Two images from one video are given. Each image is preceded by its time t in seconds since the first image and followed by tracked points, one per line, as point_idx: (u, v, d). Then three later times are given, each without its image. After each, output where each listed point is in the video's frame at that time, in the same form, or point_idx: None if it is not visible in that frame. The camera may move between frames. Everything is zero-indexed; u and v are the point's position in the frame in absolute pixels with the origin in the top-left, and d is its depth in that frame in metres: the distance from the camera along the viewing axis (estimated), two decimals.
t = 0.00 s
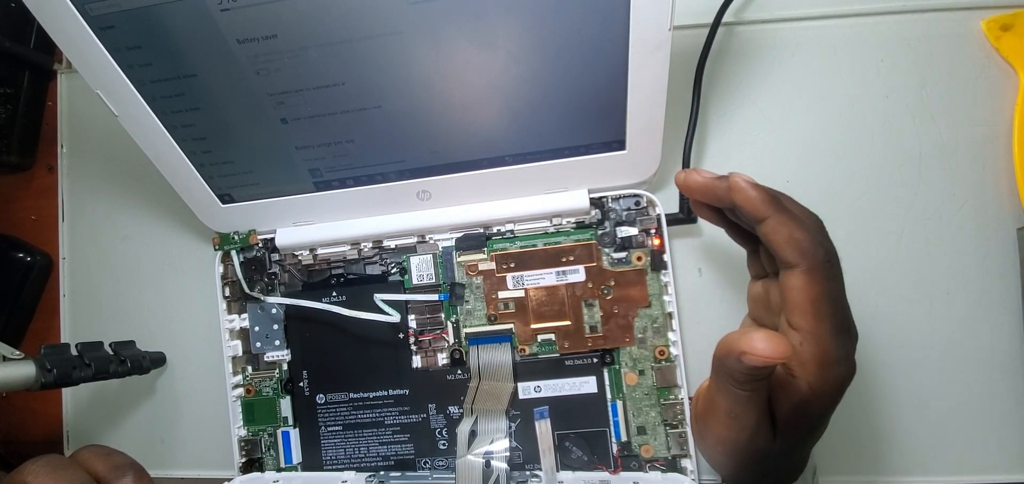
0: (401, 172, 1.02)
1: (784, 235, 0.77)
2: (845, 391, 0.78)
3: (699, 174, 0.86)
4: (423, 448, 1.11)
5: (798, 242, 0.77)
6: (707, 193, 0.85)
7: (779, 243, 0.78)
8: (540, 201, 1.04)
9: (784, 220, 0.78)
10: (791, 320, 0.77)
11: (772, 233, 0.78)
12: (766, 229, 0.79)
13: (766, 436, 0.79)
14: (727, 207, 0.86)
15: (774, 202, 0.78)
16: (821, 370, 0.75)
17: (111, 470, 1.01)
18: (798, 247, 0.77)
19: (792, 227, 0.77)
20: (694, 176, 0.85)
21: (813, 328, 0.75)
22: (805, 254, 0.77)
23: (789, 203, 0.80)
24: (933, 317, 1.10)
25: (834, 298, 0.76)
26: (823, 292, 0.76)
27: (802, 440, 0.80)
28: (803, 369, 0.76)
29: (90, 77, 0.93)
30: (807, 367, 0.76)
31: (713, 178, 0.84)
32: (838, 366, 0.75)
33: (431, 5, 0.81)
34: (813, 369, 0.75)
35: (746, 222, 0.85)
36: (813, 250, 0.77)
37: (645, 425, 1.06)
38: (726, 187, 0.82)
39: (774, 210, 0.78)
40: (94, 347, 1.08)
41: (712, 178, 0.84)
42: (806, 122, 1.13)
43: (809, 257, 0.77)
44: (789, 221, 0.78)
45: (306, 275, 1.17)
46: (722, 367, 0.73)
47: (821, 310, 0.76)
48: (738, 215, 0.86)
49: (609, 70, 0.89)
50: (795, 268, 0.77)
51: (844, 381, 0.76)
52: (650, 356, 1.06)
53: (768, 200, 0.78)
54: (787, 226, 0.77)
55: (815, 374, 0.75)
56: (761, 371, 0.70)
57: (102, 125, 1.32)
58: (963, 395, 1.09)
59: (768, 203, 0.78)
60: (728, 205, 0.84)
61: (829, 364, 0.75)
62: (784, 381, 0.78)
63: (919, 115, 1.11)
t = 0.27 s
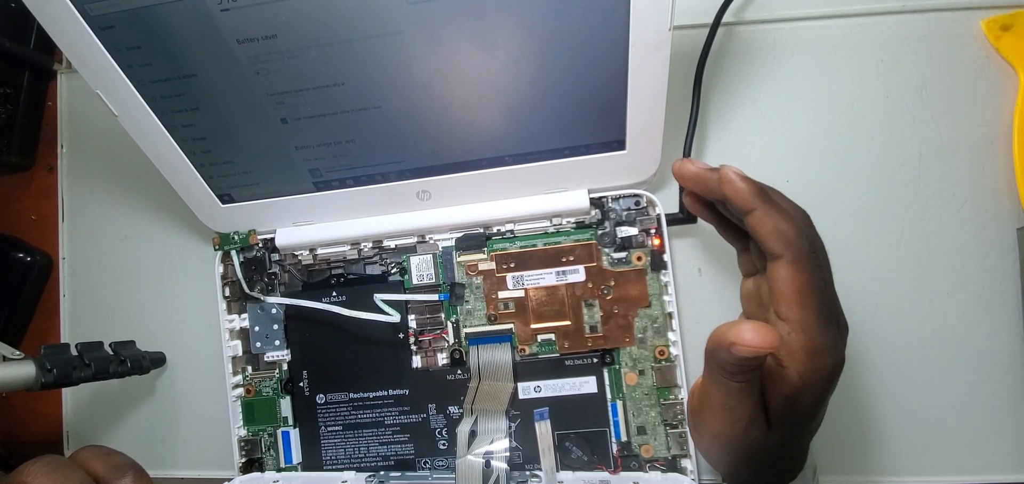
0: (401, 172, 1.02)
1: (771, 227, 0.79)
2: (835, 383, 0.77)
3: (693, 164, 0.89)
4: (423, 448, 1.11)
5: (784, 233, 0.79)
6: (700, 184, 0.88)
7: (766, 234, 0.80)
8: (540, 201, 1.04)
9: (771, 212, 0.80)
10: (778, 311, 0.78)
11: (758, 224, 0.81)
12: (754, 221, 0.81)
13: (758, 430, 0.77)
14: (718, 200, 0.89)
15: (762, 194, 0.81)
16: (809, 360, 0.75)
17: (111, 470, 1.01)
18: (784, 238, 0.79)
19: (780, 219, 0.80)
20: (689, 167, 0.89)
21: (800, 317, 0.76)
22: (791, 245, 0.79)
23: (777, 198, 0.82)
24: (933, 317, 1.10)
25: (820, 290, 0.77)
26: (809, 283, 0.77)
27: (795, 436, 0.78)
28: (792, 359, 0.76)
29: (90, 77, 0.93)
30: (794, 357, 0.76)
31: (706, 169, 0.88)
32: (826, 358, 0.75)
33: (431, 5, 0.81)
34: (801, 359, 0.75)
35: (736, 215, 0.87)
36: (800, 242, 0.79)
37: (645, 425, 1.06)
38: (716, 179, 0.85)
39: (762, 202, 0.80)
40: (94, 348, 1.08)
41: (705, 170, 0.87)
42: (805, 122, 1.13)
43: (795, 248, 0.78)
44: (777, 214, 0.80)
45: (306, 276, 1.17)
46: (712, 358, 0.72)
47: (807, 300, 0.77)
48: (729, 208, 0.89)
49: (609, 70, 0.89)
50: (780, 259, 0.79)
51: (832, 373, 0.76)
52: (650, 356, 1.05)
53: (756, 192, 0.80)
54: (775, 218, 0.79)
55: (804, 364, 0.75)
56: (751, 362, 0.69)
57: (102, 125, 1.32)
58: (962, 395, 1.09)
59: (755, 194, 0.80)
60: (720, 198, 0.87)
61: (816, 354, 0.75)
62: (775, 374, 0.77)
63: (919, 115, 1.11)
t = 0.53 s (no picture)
0: (401, 172, 1.02)
1: (766, 226, 0.79)
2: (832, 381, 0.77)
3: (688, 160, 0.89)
4: (423, 448, 1.11)
5: (780, 233, 0.79)
6: (695, 182, 0.87)
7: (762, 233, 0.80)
8: (540, 201, 1.04)
9: (766, 211, 0.80)
10: (775, 310, 0.78)
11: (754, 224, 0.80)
12: (750, 220, 0.81)
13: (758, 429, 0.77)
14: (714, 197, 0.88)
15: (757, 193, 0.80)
16: (806, 358, 0.74)
17: (111, 470, 1.01)
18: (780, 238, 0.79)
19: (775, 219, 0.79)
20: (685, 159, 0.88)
21: (796, 316, 0.76)
22: (787, 245, 0.78)
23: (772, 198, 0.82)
24: (933, 317, 1.10)
25: (816, 289, 0.77)
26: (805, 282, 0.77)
27: (794, 436, 0.78)
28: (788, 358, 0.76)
29: (90, 76, 0.93)
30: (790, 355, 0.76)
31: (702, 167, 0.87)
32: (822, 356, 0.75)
33: (431, 5, 0.81)
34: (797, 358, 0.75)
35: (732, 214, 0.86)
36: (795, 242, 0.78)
37: (645, 426, 1.06)
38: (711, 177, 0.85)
39: (757, 201, 0.80)
40: (94, 348, 1.08)
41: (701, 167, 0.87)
42: (805, 122, 1.13)
43: (790, 247, 0.78)
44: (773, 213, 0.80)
45: (306, 276, 1.17)
46: (711, 358, 0.72)
47: (803, 299, 0.76)
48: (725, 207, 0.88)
49: (609, 70, 0.89)
50: (776, 258, 0.79)
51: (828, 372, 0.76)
52: (650, 356, 1.05)
53: (751, 191, 0.80)
54: (771, 218, 0.79)
55: (800, 362, 0.75)
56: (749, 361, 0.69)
57: (102, 125, 1.32)
58: (963, 395, 1.09)
59: (751, 194, 0.80)
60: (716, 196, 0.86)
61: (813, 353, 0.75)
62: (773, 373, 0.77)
63: (918, 115, 1.11)
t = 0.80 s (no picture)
0: (401, 172, 1.02)
1: (747, 238, 0.77)
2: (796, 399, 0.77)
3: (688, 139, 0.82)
4: (423, 448, 1.11)
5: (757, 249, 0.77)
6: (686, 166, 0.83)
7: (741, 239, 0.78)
8: (540, 201, 1.04)
9: (746, 224, 0.77)
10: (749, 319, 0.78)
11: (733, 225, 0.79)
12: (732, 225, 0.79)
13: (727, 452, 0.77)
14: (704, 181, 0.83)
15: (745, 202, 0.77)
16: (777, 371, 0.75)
17: (110, 471, 1.01)
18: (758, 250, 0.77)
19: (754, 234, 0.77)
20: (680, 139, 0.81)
21: (766, 327, 0.76)
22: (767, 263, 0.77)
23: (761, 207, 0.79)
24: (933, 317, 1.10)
25: (792, 305, 0.76)
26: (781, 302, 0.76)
27: (766, 445, 0.78)
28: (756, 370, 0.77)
29: (90, 76, 0.93)
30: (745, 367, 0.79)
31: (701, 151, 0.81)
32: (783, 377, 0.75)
33: (431, 5, 0.81)
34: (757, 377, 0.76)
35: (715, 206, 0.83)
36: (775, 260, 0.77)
37: (645, 426, 1.06)
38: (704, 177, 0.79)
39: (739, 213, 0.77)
40: (94, 348, 1.08)
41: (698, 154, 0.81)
42: (805, 122, 1.13)
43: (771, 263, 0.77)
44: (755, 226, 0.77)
45: (306, 276, 1.17)
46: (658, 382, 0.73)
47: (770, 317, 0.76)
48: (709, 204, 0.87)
49: (610, 70, 0.89)
50: (752, 272, 0.78)
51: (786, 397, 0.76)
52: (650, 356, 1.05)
53: (739, 197, 0.76)
54: (751, 231, 0.77)
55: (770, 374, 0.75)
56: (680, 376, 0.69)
57: (102, 125, 1.32)
58: (963, 395, 1.09)
59: (735, 201, 0.77)
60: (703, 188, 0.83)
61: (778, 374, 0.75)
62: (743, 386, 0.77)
63: (918, 116, 1.11)
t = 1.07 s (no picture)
0: (401, 172, 1.02)
1: (706, 210, 0.58)
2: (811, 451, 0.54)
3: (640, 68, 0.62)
4: (423, 448, 1.11)
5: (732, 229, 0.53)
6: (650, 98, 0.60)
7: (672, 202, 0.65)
8: (540, 201, 1.04)
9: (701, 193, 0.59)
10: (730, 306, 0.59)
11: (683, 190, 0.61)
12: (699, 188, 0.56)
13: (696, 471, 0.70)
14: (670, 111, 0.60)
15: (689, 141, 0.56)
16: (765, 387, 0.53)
17: (110, 472, 1.01)
18: (768, 235, 0.46)
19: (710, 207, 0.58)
20: (709, 104, 0.43)
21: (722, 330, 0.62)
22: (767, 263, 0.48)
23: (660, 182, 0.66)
24: (933, 317, 1.10)
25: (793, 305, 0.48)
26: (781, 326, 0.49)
27: None
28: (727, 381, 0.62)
29: (89, 76, 0.93)
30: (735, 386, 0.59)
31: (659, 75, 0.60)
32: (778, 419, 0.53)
33: (431, 5, 0.81)
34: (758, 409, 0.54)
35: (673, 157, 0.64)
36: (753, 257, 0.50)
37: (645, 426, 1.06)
38: (692, 110, 0.49)
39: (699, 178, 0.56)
40: (94, 348, 1.08)
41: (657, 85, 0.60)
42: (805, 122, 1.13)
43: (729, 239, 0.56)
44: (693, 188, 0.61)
45: (306, 276, 1.17)
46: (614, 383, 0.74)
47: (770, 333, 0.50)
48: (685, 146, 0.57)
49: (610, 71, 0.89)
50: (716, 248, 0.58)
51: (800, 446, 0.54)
52: (650, 356, 1.06)
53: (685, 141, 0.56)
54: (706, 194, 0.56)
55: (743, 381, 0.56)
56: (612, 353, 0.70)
57: (102, 125, 1.32)
58: (963, 395, 1.08)
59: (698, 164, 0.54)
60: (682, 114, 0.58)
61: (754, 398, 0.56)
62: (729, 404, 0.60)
63: (918, 116, 1.11)
